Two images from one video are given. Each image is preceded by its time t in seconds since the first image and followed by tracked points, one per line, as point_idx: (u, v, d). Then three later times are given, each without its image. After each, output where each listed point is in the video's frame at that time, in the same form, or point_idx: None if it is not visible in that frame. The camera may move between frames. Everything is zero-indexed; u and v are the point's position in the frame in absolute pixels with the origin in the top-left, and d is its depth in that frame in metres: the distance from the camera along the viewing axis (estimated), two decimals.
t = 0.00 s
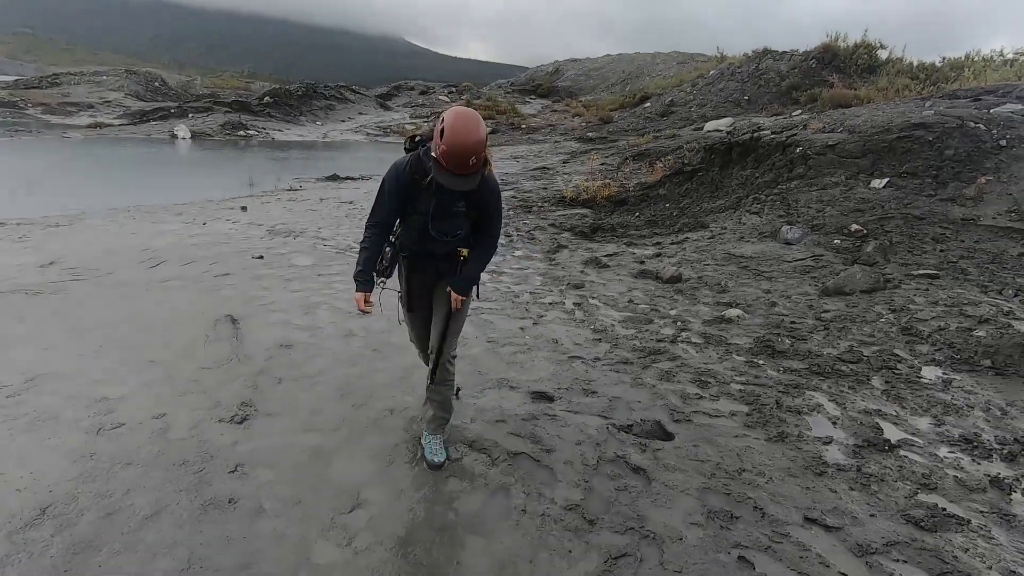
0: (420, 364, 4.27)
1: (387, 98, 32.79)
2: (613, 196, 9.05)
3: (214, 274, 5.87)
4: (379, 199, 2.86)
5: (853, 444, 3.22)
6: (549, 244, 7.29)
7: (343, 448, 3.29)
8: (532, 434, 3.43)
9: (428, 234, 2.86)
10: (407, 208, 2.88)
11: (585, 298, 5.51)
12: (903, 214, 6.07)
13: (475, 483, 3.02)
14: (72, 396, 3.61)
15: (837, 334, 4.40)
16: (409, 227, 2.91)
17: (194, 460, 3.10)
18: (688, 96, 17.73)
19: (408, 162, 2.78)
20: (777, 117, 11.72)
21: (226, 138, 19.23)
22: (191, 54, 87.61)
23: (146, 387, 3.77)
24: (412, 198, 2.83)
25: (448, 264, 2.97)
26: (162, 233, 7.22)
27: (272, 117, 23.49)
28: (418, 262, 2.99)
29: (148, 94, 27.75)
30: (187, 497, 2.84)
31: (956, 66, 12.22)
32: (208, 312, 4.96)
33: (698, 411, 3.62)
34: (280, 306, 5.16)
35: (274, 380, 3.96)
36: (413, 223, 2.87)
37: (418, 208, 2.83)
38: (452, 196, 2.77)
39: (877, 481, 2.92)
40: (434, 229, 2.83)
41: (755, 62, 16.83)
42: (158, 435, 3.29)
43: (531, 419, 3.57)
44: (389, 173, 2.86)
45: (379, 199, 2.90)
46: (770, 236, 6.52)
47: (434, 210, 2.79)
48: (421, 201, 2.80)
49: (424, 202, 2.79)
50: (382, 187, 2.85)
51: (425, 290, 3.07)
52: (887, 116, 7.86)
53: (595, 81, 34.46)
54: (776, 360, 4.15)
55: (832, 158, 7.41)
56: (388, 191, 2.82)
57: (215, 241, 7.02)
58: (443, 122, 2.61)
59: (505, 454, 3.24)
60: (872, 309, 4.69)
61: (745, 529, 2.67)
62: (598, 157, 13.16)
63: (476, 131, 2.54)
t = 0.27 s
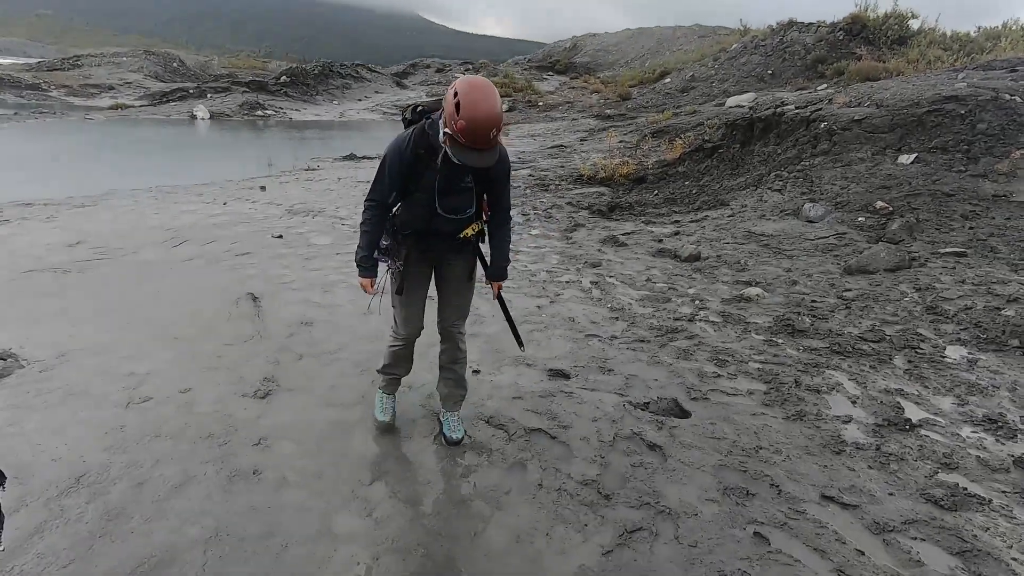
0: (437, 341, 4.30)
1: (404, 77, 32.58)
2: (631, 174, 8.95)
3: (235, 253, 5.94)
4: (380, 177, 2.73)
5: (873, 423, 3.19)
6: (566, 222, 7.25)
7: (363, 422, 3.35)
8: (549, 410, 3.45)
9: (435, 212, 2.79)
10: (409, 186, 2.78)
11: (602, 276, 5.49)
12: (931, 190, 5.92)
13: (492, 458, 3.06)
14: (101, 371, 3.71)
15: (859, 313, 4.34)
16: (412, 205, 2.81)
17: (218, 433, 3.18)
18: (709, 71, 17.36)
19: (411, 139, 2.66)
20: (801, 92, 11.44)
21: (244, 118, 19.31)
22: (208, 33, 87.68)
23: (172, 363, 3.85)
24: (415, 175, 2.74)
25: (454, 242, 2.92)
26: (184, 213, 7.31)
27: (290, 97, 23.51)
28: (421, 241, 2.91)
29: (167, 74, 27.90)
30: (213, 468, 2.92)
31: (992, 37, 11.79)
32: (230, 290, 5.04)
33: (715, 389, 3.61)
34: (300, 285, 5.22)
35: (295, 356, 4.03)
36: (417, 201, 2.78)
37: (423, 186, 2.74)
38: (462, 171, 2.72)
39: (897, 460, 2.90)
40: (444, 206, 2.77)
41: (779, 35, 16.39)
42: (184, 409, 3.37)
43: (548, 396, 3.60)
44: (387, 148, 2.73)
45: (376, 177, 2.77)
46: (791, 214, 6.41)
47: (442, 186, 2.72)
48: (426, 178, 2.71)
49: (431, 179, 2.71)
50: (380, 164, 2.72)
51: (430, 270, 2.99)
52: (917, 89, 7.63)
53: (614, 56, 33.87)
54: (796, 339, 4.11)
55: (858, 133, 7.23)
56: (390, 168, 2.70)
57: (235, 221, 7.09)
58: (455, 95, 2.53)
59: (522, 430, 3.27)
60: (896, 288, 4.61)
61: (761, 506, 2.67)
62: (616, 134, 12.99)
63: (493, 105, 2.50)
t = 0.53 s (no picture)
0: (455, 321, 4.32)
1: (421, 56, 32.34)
2: (650, 155, 8.84)
3: (255, 233, 6.00)
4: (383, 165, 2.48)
5: (894, 408, 3.16)
6: (583, 204, 7.20)
7: (382, 400, 3.39)
8: (566, 390, 3.46)
9: (439, 193, 2.65)
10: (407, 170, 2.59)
11: (620, 258, 5.46)
12: (961, 172, 5.77)
13: (510, 437, 3.09)
14: (127, 347, 3.79)
15: (882, 297, 4.27)
16: (411, 189, 2.63)
17: (242, 408, 3.24)
18: (732, 49, 16.99)
19: (414, 118, 2.47)
20: (827, 70, 11.16)
21: (262, 98, 19.37)
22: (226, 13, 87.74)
23: (196, 339, 3.93)
24: (417, 157, 2.56)
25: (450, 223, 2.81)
26: (204, 193, 7.38)
27: (307, 77, 23.51)
28: (419, 227, 2.75)
29: (186, 55, 28.02)
30: (237, 442, 2.99)
31: None
32: (251, 269, 5.10)
33: (733, 371, 3.59)
34: (319, 264, 5.26)
35: (315, 334, 4.08)
36: (420, 185, 2.61)
37: (429, 167, 2.58)
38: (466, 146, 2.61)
39: (918, 445, 2.87)
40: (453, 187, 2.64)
41: (805, 11, 15.97)
42: (209, 384, 3.44)
43: (565, 377, 3.60)
44: (385, 132, 2.48)
45: (374, 165, 2.50)
46: (815, 196, 6.30)
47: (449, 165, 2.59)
48: (433, 159, 2.55)
49: (438, 159, 2.56)
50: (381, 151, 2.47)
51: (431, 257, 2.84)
52: (950, 67, 7.40)
53: (634, 35, 33.28)
54: (817, 323, 4.06)
55: (886, 112, 7.04)
56: (396, 153, 2.47)
57: (255, 201, 7.15)
58: (471, 66, 2.38)
59: (539, 410, 3.29)
60: (922, 272, 4.52)
61: (778, 488, 2.67)
62: (636, 114, 12.81)
63: (512, 73, 2.42)
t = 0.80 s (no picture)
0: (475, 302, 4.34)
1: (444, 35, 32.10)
2: (675, 136, 8.70)
3: (279, 212, 6.06)
4: (386, 144, 2.45)
5: (920, 396, 3.11)
6: (606, 186, 7.13)
7: (403, 378, 3.44)
8: (586, 372, 3.47)
9: (432, 168, 2.68)
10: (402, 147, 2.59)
11: (642, 241, 5.42)
12: (1000, 155, 5.58)
13: (529, 417, 3.11)
14: (158, 322, 3.89)
15: (911, 284, 4.18)
16: (405, 165, 2.64)
17: (268, 384, 3.32)
18: (761, 27, 16.55)
19: (409, 92, 2.48)
20: (861, 49, 10.82)
21: (286, 78, 19.43)
22: None
23: (223, 316, 4.02)
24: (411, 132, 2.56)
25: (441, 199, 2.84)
26: (230, 172, 7.48)
27: (330, 56, 23.51)
28: (413, 205, 2.75)
29: (211, 34, 28.17)
30: (263, 416, 3.06)
31: None
32: (276, 247, 5.18)
33: (755, 357, 3.56)
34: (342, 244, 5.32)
35: (338, 313, 4.14)
36: (415, 161, 2.63)
37: (424, 142, 2.60)
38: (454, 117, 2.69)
39: (944, 434, 2.83)
40: (447, 161, 2.70)
41: None
42: (235, 360, 3.53)
43: (584, 359, 3.61)
44: (382, 111, 2.43)
45: (373, 146, 2.45)
46: (844, 180, 6.16)
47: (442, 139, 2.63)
48: (429, 133, 2.59)
49: (433, 133, 2.60)
50: (381, 129, 2.43)
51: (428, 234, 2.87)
52: (991, 45, 7.13)
53: (660, 13, 32.56)
54: (842, 309, 4.00)
55: (922, 93, 6.83)
56: (398, 131, 2.46)
57: (279, 180, 7.23)
58: (471, 35, 2.51)
59: (558, 391, 3.31)
60: (954, 259, 4.41)
61: (798, 474, 2.66)
62: (660, 95, 12.60)
63: (504, 39, 2.59)
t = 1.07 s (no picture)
0: (490, 298, 4.35)
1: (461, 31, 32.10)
2: (693, 133, 8.63)
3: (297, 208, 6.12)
4: (397, 139, 2.47)
5: (942, 399, 3.06)
6: (622, 183, 7.09)
7: (419, 374, 3.46)
8: (600, 371, 3.46)
9: (440, 161, 2.69)
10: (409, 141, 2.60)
11: (658, 239, 5.38)
12: None
13: (543, 414, 3.11)
14: (179, 315, 3.96)
15: (934, 285, 4.11)
16: (413, 160, 2.65)
17: (285, 377, 3.36)
18: (783, 22, 16.32)
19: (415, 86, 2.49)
20: (885, 45, 10.64)
21: (304, 74, 19.59)
22: None
23: (243, 309, 4.07)
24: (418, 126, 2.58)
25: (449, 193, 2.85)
26: (249, 168, 7.57)
27: (349, 53, 23.64)
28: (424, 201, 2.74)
29: (231, 31, 28.47)
30: (280, 409, 3.10)
31: None
32: (294, 242, 5.23)
33: (772, 357, 3.52)
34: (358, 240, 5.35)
35: (354, 308, 4.17)
36: (425, 155, 2.64)
37: (432, 135, 2.62)
38: (456, 107, 2.70)
39: (965, 439, 2.78)
40: (455, 153, 2.71)
41: None
42: (254, 353, 3.57)
43: (599, 357, 3.60)
44: (391, 107, 2.44)
45: (385, 143, 2.46)
46: (866, 178, 6.06)
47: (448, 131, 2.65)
48: (436, 126, 2.60)
49: (440, 125, 2.61)
50: (391, 125, 2.45)
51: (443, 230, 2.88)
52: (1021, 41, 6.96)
53: (679, 8, 32.25)
54: (862, 310, 3.94)
55: (948, 90, 6.69)
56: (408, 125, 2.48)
57: (297, 176, 7.29)
58: (469, 21, 2.52)
59: (572, 388, 3.31)
60: (979, 260, 4.32)
61: (815, 476, 2.63)
62: (679, 91, 12.49)
63: (502, 21, 2.60)
